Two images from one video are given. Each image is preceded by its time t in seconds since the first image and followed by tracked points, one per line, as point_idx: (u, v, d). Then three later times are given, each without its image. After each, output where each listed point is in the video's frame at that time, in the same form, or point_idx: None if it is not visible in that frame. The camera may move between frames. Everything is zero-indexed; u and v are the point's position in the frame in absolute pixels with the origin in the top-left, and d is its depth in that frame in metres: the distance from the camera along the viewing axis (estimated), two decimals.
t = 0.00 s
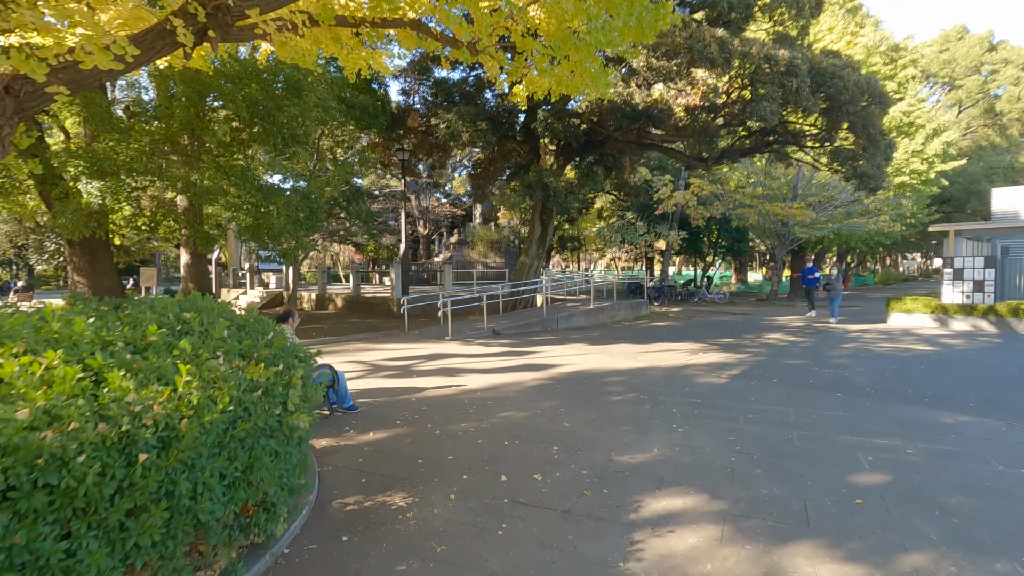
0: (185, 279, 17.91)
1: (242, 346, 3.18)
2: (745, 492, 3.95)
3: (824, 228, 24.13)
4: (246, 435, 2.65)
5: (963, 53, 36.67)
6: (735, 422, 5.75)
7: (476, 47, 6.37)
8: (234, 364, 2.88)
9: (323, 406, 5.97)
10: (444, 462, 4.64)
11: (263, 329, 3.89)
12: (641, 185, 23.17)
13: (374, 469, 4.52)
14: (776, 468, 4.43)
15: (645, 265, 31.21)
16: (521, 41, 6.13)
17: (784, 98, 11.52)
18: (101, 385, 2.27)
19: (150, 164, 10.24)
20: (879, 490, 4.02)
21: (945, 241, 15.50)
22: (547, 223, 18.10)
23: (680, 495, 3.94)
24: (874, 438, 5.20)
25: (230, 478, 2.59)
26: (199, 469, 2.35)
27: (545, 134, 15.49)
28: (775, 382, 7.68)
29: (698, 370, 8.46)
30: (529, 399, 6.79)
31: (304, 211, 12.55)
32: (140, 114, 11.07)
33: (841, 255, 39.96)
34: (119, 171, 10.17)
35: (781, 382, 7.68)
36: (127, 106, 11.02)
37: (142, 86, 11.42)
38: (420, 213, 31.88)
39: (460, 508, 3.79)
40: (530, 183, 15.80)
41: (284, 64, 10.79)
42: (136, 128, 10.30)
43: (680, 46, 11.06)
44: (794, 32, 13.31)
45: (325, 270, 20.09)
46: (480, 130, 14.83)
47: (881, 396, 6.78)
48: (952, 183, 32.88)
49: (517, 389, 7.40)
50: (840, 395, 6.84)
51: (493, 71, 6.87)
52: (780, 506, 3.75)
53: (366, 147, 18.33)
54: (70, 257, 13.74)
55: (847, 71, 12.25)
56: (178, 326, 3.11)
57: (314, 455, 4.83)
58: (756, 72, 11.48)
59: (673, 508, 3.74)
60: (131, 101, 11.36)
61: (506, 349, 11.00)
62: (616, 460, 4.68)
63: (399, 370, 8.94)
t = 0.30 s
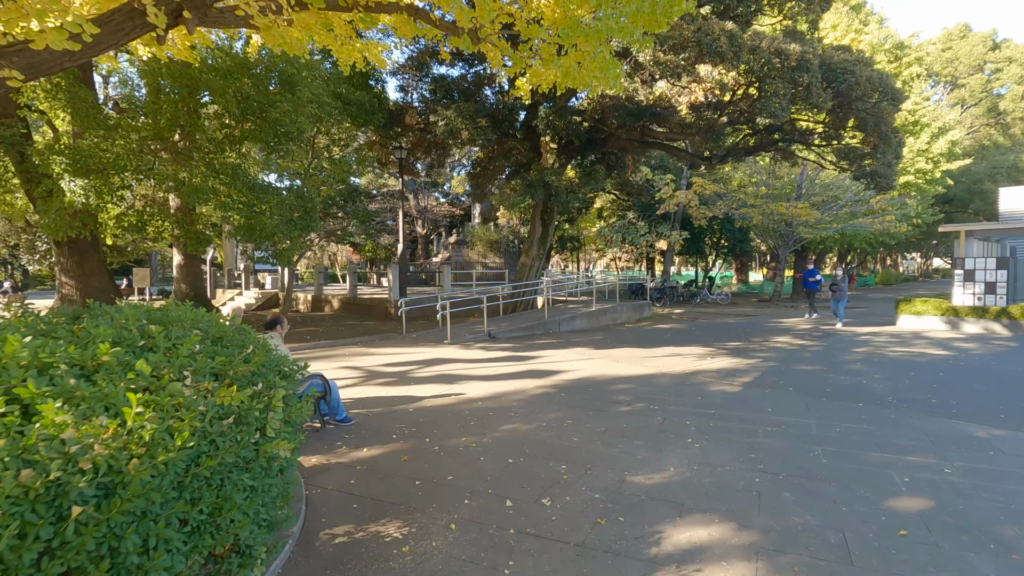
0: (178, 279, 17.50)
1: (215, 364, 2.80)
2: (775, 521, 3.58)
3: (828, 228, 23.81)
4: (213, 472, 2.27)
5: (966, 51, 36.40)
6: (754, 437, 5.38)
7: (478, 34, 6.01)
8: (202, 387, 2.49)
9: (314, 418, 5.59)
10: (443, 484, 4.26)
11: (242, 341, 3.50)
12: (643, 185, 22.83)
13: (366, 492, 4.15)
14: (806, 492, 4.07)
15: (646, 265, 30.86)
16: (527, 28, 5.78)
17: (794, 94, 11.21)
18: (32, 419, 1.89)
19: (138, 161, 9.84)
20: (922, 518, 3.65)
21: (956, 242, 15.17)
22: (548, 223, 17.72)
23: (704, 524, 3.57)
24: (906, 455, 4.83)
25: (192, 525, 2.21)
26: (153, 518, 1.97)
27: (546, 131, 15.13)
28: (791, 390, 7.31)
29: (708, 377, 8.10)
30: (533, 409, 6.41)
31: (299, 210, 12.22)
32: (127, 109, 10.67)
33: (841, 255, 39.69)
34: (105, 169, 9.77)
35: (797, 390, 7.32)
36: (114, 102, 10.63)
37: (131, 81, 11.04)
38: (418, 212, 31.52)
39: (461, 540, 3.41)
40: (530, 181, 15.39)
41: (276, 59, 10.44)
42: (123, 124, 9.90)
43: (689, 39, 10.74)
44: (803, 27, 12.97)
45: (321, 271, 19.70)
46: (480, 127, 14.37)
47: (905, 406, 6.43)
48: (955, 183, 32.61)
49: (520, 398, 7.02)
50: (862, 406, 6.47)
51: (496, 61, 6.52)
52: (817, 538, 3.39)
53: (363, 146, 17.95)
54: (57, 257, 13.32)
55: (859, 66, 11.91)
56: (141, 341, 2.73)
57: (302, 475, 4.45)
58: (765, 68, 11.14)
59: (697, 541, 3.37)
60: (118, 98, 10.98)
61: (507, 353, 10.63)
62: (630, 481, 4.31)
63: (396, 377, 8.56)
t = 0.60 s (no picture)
0: (167, 280, 16.99)
1: (168, 375, 2.40)
2: (809, 549, 3.20)
3: (830, 226, 23.50)
4: (152, 511, 1.86)
5: (967, 49, 36.17)
6: (773, 447, 5.00)
7: (476, 13, 5.66)
8: (146, 403, 2.10)
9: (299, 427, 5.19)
10: (437, 504, 3.85)
11: (206, 348, 3.08)
12: (643, 182, 22.46)
13: (351, 513, 3.74)
14: (839, 512, 3.69)
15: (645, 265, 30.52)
16: (529, 7, 5.44)
17: (803, 86, 10.85)
18: None
19: (119, 156, 9.37)
20: (973, 544, 3.27)
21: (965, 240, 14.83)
22: (547, 220, 17.30)
23: (730, 553, 3.18)
24: (940, 468, 4.45)
25: None
26: None
27: (546, 126, 14.73)
28: (806, 395, 6.93)
29: (717, 381, 7.71)
30: (534, 417, 6.00)
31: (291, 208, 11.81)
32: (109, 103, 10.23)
33: (840, 255, 39.45)
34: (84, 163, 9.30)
35: (812, 394, 6.94)
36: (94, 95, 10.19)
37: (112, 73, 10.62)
38: (414, 211, 31.14)
39: (457, 573, 3.01)
40: (529, 177, 14.94)
41: (264, 49, 10.06)
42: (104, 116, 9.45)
43: (695, 28, 10.47)
44: (810, 18, 12.61)
45: (315, 270, 19.27)
46: (478, 122, 13.88)
47: (928, 412, 6.06)
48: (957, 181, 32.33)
49: (520, 404, 6.61)
50: (883, 411, 6.09)
51: (495, 43, 6.18)
52: (860, 570, 3.00)
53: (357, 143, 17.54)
54: (39, 256, 12.84)
55: (869, 57, 11.54)
56: (78, 349, 2.32)
57: (281, 493, 4.03)
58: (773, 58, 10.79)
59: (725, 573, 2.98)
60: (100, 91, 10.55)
61: (506, 355, 10.24)
62: (644, 499, 3.91)
63: (390, 380, 8.14)
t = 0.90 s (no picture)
0: (154, 280, 16.47)
1: (97, 403, 1.99)
2: None
3: (832, 226, 23.17)
4: None
5: (967, 47, 35.85)
6: (794, 464, 4.61)
7: None
8: (59, 444, 1.70)
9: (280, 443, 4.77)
10: (429, 536, 3.45)
11: (157, 365, 2.66)
12: (643, 181, 22.07)
13: (332, 547, 3.34)
14: (877, 545, 3.31)
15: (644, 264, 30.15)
16: None
17: (811, 81, 10.49)
18: None
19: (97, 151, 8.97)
20: None
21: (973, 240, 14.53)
22: (546, 219, 16.88)
23: None
24: (980, 490, 4.08)
25: None
26: None
27: (545, 122, 14.31)
28: (821, 404, 6.55)
29: (726, 388, 7.33)
30: (535, 429, 5.60)
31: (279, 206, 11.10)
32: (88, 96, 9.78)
33: (838, 255, 39.21)
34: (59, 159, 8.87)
35: (827, 403, 6.56)
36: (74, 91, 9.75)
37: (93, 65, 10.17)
38: (410, 210, 30.71)
39: None
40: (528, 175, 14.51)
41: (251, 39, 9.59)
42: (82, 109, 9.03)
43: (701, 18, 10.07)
44: (817, 11, 12.22)
45: (308, 270, 18.81)
46: (475, 117, 13.39)
47: (954, 423, 5.70)
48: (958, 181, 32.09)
49: (519, 414, 6.21)
50: (907, 423, 5.72)
51: (493, 27, 5.82)
52: None
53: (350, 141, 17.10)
54: (21, 256, 12.40)
55: (879, 51, 11.15)
56: None
57: (255, 522, 3.62)
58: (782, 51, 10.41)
59: None
60: (82, 87, 10.12)
61: (504, 359, 9.83)
62: (659, 529, 3.51)
63: (381, 387, 7.73)
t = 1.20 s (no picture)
0: (139, 278, 15.87)
1: None
2: None
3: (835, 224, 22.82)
4: None
5: (968, 45, 35.55)
6: (825, 480, 4.18)
7: None
8: None
9: (256, 455, 4.31)
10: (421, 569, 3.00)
11: (87, 372, 2.18)
12: (643, 177, 21.63)
13: None
14: None
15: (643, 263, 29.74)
16: None
17: (822, 71, 10.10)
18: None
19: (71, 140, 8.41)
20: None
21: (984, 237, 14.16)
22: (545, 215, 16.40)
23: None
24: None
25: None
26: None
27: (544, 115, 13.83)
28: (843, 410, 6.12)
29: (739, 392, 6.89)
30: (538, 438, 5.14)
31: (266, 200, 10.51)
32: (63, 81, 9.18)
33: (836, 254, 38.95)
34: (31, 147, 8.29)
35: (850, 409, 6.13)
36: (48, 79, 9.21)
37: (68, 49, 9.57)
38: (406, 208, 30.20)
39: None
40: (526, 170, 14.02)
41: (235, 23, 8.89)
42: (55, 93, 8.40)
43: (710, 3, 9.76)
44: None
45: (300, 268, 18.29)
46: (472, 109, 12.89)
47: (990, 432, 5.29)
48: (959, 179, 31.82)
49: (520, 421, 5.75)
50: (939, 431, 5.30)
51: None
52: None
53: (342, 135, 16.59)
54: None
55: (893, 40, 10.75)
56: None
57: (219, 551, 3.15)
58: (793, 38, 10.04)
59: None
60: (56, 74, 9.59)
61: (502, 361, 9.36)
62: (685, 560, 3.08)
63: (371, 391, 7.26)
